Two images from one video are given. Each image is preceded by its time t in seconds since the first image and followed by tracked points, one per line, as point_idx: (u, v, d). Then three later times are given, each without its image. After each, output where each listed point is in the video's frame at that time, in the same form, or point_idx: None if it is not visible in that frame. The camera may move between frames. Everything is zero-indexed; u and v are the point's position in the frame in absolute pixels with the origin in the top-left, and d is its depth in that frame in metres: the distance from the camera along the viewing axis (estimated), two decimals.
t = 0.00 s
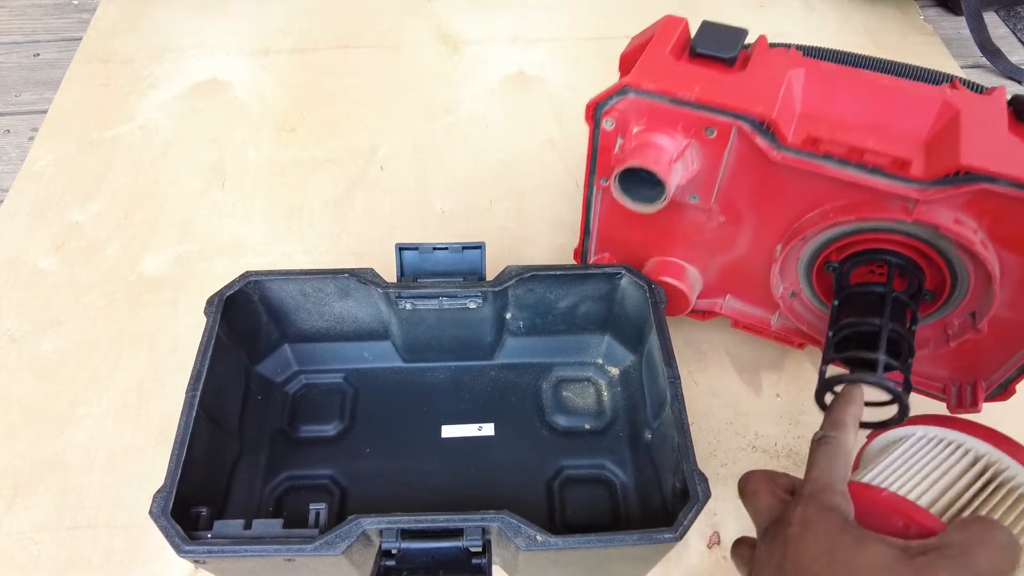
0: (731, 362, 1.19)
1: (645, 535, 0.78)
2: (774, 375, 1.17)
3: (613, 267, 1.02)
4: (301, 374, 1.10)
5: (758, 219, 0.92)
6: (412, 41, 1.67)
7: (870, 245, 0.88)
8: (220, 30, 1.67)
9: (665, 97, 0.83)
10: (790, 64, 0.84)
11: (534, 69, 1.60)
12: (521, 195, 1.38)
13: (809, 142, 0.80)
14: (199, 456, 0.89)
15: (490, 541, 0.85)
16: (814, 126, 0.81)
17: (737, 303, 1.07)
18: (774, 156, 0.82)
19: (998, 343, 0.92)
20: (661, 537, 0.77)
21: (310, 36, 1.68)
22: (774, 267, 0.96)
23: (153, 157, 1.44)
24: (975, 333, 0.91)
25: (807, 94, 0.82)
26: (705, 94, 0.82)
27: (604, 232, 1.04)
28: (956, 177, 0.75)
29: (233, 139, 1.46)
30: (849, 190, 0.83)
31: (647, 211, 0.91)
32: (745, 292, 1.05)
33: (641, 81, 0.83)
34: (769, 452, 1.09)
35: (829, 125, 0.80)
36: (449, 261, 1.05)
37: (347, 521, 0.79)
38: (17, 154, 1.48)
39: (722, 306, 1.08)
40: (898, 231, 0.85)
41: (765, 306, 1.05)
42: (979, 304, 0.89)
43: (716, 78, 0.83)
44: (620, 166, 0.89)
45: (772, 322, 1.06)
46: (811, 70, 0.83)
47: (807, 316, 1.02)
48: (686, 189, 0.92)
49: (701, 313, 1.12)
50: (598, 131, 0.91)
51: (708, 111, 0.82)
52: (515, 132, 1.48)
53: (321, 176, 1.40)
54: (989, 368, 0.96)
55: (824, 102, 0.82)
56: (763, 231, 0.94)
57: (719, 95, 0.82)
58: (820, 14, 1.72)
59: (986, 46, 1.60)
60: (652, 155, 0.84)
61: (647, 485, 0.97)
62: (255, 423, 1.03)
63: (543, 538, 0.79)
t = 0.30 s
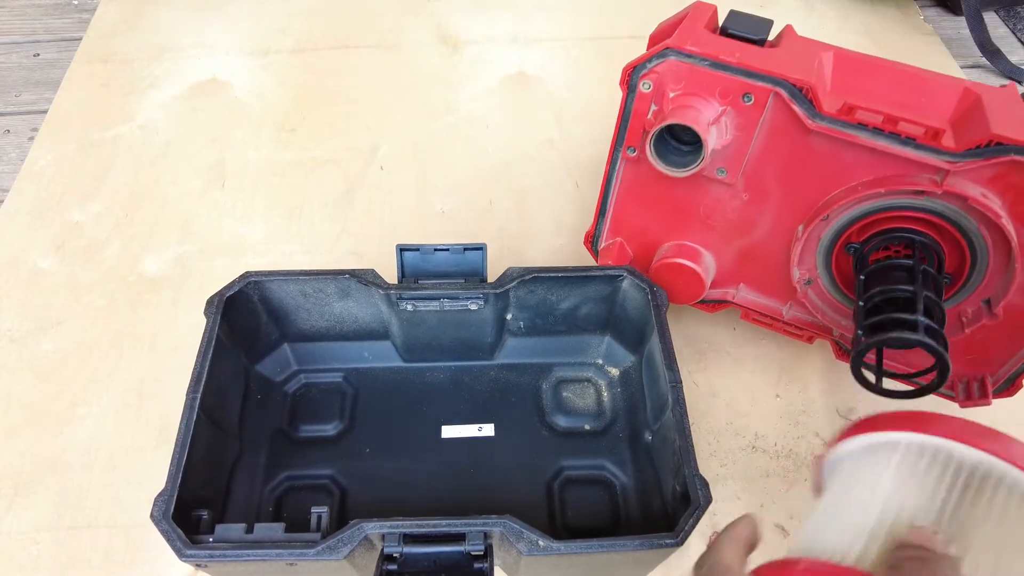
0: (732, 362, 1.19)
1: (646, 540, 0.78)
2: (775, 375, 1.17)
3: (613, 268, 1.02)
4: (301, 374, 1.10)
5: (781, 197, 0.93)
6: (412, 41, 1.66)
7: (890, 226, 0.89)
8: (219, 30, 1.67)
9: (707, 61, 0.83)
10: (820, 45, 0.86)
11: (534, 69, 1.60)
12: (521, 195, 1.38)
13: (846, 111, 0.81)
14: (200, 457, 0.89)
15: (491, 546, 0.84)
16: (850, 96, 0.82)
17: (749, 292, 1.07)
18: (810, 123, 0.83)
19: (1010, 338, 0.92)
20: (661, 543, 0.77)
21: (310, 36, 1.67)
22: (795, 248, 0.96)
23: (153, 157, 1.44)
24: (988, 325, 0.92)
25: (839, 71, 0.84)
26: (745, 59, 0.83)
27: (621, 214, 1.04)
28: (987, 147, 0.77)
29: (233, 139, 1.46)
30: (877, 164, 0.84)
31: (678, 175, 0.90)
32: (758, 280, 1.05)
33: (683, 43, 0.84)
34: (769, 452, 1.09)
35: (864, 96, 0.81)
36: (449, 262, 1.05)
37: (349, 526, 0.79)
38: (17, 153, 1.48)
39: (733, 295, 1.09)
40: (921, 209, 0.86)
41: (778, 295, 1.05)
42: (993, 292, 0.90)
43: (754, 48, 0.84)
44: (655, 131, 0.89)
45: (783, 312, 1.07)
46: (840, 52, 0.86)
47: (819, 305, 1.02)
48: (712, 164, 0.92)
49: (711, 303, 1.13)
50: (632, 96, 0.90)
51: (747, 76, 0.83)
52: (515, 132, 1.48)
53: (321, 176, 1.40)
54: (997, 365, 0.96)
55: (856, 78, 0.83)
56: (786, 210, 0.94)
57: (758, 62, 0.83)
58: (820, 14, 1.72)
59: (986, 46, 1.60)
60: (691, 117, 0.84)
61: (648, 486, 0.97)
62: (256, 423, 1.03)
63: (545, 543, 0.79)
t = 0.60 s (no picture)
0: (731, 362, 1.19)
1: (646, 540, 0.78)
2: (775, 375, 1.17)
3: (614, 268, 1.02)
4: (301, 374, 1.10)
5: (784, 202, 0.93)
6: (412, 41, 1.66)
7: (890, 230, 0.90)
8: (219, 30, 1.67)
9: (713, 65, 0.83)
10: (825, 51, 0.86)
11: (534, 69, 1.60)
12: (521, 195, 1.38)
13: (851, 117, 0.81)
14: (200, 457, 0.89)
15: (491, 546, 0.84)
16: (855, 103, 0.82)
17: (750, 296, 1.07)
18: (815, 129, 0.83)
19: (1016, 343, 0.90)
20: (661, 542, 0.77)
21: (310, 36, 1.67)
22: (797, 252, 0.96)
23: (154, 157, 1.44)
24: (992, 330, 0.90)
25: (843, 77, 0.84)
26: (751, 63, 0.83)
27: (622, 216, 1.04)
28: (991, 155, 0.77)
29: (233, 139, 1.46)
30: (881, 170, 0.84)
31: (682, 179, 0.90)
32: (758, 284, 1.05)
33: (690, 47, 0.83)
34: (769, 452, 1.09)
35: (869, 103, 0.82)
36: (449, 263, 1.05)
37: (348, 526, 0.79)
38: (17, 153, 1.48)
39: (735, 299, 1.09)
40: (922, 213, 0.86)
41: (779, 299, 1.06)
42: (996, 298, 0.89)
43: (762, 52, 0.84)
44: (661, 136, 0.89)
45: (784, 316, 1.07)
46: (844, 58, 0.86)
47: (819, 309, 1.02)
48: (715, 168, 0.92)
49: (711, 306, 1.13)
50: (637, 99, 0.89)
51: (754, 80, 0.83)
52: (515, 132, 1.48)
53: (321, 176, 1.40)
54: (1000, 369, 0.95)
55: (860, 84, 0.84)
56: (788, 214, 0.94)
57: (764, 66, 0.83)
58: (819, 14, 1.72)
59: (986, 46, 1.60)
60: (698, 121, 0.84)
61: (648, 486, 0.97)
62: (256, 423, 1.03)
63: (544, 543, 0.79)
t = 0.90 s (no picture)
0: (731, 362, 1.19)
1: (646, 540, 0.78)
2: (775, 375, 1.17)
3: (614, 268, 1.02)
4: (301, 374, 1.10)
5: (782, 204, 0.93)
6: (412, 41, 1.67)
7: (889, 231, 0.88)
8: (219, 30, 1.67)
9: (709, 68, 0.83)
10: (822, 52, 0.86)
11: (534, 69, 1.60)
12: (521, 195, 1.38)
13: (847, 119, 0.81)
14: (200, 457, 0.89)
15: (491, 546, 0.84)
16: (851, 104, 0.82)
17: (749, 296, 1.08)
18: (812, 132, 0.83)
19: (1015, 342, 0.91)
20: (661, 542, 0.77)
21: (310, 36, 1.67)
22: (795, 253, 0.96)
23: (154, 157, 1.44)
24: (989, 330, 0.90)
25: (840, 79, 0.84)
26: (747, 66, 0.83)
27: (620, 217, 1.05)
28: (988, 156, 0.77)
29: (233, 140, 1.46)
30: (878, 171, 0.84)
31: (680, 182, 0.90)
32: (757, 285, 1.05)
33: (686, 49, 0.83)
34: (769, 452, 1.09)
35: (865, 105, 0.81)
36: (449, 262, 1.04)
37: (349, 525, 0.80)
38: (17, 153, 1.48)
39: (733, 300, 1.09)
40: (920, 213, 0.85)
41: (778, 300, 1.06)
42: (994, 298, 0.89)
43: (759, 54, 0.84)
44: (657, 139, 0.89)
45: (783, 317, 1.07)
46: (842, 59, 0.86)
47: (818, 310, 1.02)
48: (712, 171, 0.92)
49: (710, 306, 1.13)
50: (634, 102, 0.90)
51: (750, 84, 0.83)
52: (515, 132, 1.48)
53: (321, 176, 1.40)
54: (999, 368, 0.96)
55: (857, 86, 0.83)
56: (786, 215, 0.94)
57: (760, 68, 0.82)
58: (819, 14, 1.72)
59: (986, 46, 1.60)
60: (694, 124, 0.84)
61: (648, 486, 0.97)
62: (256, 423, 1.03)
63: (544, 543, 0.79)
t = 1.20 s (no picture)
0: (731, 362, 1.19)
1: (646, 540, 0.78)
2: (775, 375, 1.17)
3: (614, 268, 1.02)
4: (301, 374, 1.10)
5: (783, 202, 0.93)
6: (412, 41, 1.67)
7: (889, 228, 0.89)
8: (219, 30, 1.67)
9: (711, 66, 0.83)
10: (824, 51, 0.86)
11: (534, 69, 1.60)
12: (521, 195, 1.38)
13: (850, 117, 0.81)
14: (200, 457, 0.89)
15: (491, 546, 0.84)
16: (853, 102, 0.82)
17: (750, 295, 1.08)
18: (814, 129, 0.83)
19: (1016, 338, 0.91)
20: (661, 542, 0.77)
21: (310, 36, 1.67)
22: (796, 251, 0.96)
23: (154, 157, 1.44)
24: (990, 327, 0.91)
25: (842, 77, 0.84)
26: (750, 64, 0.83)
27: (621, 215, 1.05)
28: (991, 154, 0.77)
29: (233, 140, 1.46)
30: (880, 169, 0.84)
31: (683, 179, 0.90)
32: (758, 284, 1.06)
33: (688, 47, 0.83)
34: (769, 452, 1.09)
35: (867, 103, 0.81)
36: (449, 262, 1.04)
37: (348, 525, 0.80)
38: (17, 153, 1.48)
39: (734, 299, 1.09)
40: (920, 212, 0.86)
41: (779, 298, 1.06)
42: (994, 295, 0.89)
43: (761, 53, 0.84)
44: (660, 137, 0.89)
45: (784, 316, 1.07)
46: (843, 58, 0.86)
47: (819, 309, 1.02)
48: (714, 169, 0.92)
49: (711, 305, 1.13)
50: (636, 100, 0.90)
51: (752, 81, 0.83)
52: (515, 132, 1.48)
53: (320, 176, 1.40)
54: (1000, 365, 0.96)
55: (859, 84, 0.83)
56: (788, 213, 0.94)
57: (762, 67, 0.82)
58: (819, 14, 1.72)
59: (986, 46, 1.60)
60: (696, 122, 0.84)
61: (647, 486, 0.97)
62: (256, 423, 1.03)
63: (544, 543, 0.79)
